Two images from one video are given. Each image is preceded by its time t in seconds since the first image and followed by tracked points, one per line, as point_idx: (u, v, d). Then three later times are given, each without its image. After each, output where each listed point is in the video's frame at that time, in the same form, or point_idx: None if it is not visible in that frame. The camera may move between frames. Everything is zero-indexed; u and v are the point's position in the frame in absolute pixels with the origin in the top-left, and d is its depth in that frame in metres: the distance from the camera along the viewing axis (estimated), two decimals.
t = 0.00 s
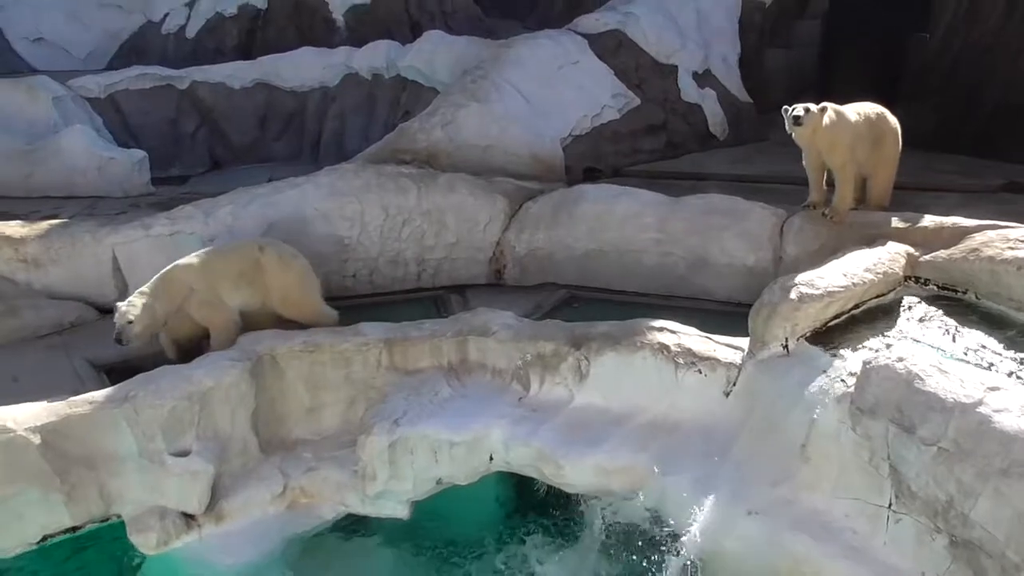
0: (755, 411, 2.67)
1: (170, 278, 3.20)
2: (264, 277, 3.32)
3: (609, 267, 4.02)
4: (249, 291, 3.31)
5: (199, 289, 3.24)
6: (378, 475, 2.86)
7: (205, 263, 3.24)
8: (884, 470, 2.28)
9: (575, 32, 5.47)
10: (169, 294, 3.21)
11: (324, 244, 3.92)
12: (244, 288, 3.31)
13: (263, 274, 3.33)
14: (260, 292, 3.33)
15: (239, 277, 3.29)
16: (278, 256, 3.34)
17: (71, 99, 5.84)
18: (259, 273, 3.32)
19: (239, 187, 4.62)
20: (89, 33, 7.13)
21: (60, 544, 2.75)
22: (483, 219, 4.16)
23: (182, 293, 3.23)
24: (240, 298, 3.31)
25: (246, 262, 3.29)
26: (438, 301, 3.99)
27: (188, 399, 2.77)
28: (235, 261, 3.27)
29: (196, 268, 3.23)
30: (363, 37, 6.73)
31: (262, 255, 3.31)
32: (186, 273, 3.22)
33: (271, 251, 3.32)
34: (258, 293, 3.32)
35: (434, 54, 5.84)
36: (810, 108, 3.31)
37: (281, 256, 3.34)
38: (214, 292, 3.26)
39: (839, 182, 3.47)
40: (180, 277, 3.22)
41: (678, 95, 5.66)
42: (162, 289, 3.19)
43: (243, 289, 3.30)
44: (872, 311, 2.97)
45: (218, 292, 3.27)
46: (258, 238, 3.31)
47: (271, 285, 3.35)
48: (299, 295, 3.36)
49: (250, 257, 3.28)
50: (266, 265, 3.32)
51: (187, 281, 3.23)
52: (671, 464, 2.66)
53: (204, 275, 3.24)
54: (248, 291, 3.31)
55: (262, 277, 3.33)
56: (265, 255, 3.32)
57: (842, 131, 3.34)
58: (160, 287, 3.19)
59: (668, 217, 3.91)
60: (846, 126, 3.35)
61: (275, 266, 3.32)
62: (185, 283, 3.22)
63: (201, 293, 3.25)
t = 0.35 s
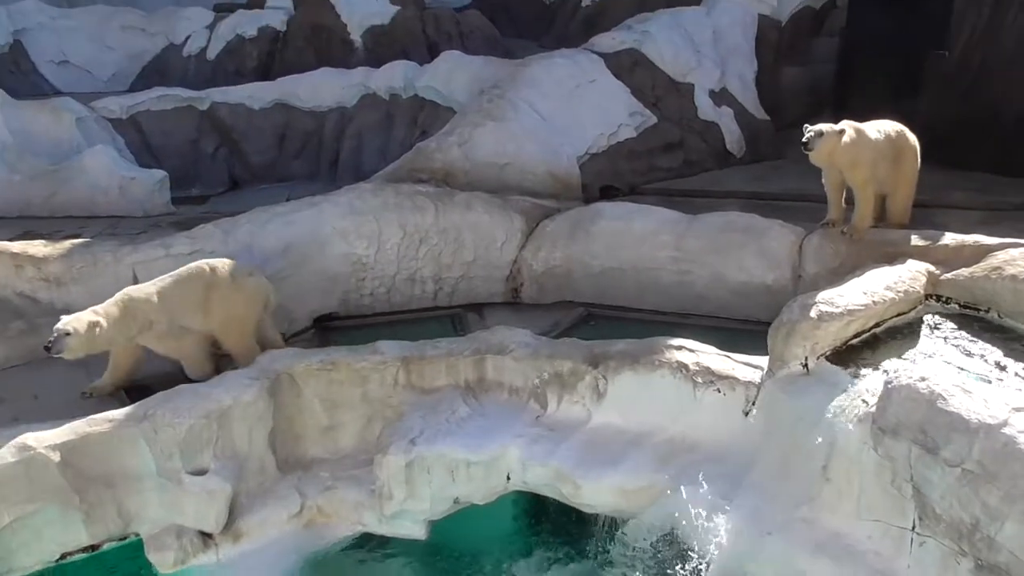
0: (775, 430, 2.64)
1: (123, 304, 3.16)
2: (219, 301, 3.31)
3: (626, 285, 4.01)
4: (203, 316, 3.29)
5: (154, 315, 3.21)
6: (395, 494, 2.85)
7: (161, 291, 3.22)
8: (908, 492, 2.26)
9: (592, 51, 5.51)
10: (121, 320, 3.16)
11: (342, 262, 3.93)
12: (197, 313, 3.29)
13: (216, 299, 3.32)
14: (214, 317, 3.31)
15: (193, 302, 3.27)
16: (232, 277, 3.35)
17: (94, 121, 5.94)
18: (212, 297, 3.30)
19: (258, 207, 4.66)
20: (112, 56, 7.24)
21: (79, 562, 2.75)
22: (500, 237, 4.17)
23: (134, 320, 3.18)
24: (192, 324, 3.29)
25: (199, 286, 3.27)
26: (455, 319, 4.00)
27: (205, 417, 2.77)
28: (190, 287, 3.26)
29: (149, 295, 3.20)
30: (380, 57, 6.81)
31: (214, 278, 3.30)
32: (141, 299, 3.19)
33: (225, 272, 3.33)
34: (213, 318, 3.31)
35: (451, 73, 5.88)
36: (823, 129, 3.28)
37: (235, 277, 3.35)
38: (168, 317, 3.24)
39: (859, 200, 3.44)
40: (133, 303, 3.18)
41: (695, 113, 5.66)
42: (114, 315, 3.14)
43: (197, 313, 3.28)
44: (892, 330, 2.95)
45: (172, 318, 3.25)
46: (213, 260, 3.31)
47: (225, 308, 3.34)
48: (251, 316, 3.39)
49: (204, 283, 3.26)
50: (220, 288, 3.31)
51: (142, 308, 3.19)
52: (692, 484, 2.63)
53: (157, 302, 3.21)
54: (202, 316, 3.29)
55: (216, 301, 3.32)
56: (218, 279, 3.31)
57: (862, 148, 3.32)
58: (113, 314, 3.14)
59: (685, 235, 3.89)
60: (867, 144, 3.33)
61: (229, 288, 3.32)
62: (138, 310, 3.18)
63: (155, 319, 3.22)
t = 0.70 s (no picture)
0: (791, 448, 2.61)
1: (90, 313, 3.07)
2: (194, 329, 3.18)
3: (641, 301, 4.00)
4: (176, 341, 3.17)
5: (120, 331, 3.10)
6: (409, 509, 2.84)
7: (132, 307, 3.11)
8: (927, 510, 2.23)
9: (606, 67, 5.54)
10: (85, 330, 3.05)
11: (357, 276, 3.94)
12: (169, 337, 3.16)
13: (192, 327, 3.18)
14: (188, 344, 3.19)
15: (167, 327, 3.14)
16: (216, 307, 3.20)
17: (114, 136, 6.04)
18: (188, 324, 3.17)
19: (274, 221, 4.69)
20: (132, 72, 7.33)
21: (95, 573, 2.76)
22: (514, 252, 4.17)
23: (98, 334, 3.07)
24: (160, 348, 3.16)
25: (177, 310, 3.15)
26: (469, 333, 4.00)
27: (221, 430, 2.78)
28: (165, 310, 3.14)
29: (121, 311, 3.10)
30: (395, 73, 6.89)
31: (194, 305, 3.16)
32: (109, 312, 3.09)
33: (208, 301, 3.18)
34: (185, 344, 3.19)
35: (467, 88, 5.96)
36: (825, 146, 3.25)
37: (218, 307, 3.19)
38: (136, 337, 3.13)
39: (876, 216, 3.42)
40: (101, 315, 3.07)
41: (709, 128, 5.66)
42: (79, 324, 3.04)
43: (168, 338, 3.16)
44: (909, 347, 2.93)
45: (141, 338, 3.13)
46: (196, 287, 3.18)
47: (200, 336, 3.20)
48: (231, 350, 3.22)
49: (182, 309, 3.15)
50: (200, 316, 3.17)
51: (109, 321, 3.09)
52: (706, 500, 2.61)
53: (127, 320, 3.10)
54: (174, 342, 3.17)
55: (192, 328, 3.18)
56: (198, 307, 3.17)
57: (879, 164, 3.30)
58: (78, 320, 3.04)
59: (700, 250, 3.89)
60: (883, 161, 3.30)
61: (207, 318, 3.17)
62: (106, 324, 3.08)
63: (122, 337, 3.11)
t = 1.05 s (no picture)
0: (808, 451, 2.59)
1: (63, 324, 2.86)
2: (167, 343, 2.96)
3: (655, 303, 3.99)
4: (148, 355, 2.94)
5: (89, 343, 2.88)
6: (423, 510, 2.85)
7: (106, 316, 2.91)
8: (945, 515, 2.21)
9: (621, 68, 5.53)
10: (55, 341, 2.84)
11: (371, 279, 3.95)
12: (140, 351, 2.93)
13: (166, 341, 2.96)
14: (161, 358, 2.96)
15: (139, 340, 2.92)
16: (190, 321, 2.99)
17: (132, 139, 6.08)
18: (160, 338, 2.95)
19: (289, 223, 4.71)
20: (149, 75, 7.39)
21: (113, 574, 2.78)
22: (529, 254, 4.18)
23: (70, 344, 2.86)
24: (136, 360, 2.93)
25: (149, 324, 2.94)
26: (483, 336, 4.01)
27: (237, 432, 2.79)
28: (139, 323, 2.93)
29: (90, 323, 2.88)
30: (410, 75, 6.93)
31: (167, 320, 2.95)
32: (81, 321, 2.88)
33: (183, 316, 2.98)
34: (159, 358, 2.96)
35: (480, 91, 5.94)
36: (834, 150, 3.24)
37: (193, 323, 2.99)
38: (106, 349, 2.90)
39: (893, 218, 3.40)
40: (70, 327, 2.86)
41: (725, 130, 5.64)
42: (47, 335, 2.84)
43: (140, 351, 2.93)
44: (928, 349, 2.91)
45: (111, 350, 2.91)
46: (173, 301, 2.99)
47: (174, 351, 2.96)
48: (213, 363, 3.00)
49: (154, 322, 2.93)
50: (175, 330, 2.95)
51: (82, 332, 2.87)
52: (722, 504, 2.59)
53: (96, 332, 2.88)
54: (146, 355, 2.94)
55: (165, 343, 2.95)
56: (172, 321, 2.95)
57: (894, 165, 3.27)
58: (46, 333, 2.84)
59: (715, 252, 3.87)
60: (898, 163, 3.28)
61: (181, 331, 2.95)
62: (75, 335, 2.86)
63: (92, 350, 2.89)
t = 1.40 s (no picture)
0: (833, 471, 2.57)
1: (40, 358, 2.74)
2: (144, 364, 2.96)
3: (678, 324, 3.98)
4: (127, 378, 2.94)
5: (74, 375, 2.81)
6: (446, 533, 2.85)
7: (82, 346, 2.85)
8: (973, 536, 2.18)
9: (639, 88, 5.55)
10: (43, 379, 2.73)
11: (394, 301, 3.97)
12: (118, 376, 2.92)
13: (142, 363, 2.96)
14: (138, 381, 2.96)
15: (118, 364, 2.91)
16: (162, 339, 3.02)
17: (158, 165, 6.18)
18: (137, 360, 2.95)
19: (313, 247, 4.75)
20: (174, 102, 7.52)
21: None
22: (551, 275, 4.18)
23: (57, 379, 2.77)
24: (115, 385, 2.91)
25: (123, 346, 2.92)
26: (506, 357, 4.02)
27: (262, 454, 2.81)
28: (114, 346, 2.91)
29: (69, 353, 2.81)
30: (430, 98, 7.01)
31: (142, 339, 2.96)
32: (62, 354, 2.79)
33: (153, 335, 2.99)
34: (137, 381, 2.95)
35: (500, 114, 5.98)
36: (856, 165, 3.21)
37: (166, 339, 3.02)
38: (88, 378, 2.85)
39: (915, 235, 3.37)
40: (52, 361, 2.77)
41: (745, 148, 5.63)
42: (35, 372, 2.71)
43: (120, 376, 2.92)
44: (955, 368, 2.88)
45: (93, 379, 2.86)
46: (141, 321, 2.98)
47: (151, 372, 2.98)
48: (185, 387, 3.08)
49: (129, 344, 2.93)
50: (152, 349, 2.97)
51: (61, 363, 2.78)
52: (747, 524, 2.57)
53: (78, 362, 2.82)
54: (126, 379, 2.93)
55: (141, 364, 2.96)
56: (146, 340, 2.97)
57: (915, 181, 3.25)
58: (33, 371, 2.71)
59: (738, 271, 3.86)
60: (918, 179, 3.26)
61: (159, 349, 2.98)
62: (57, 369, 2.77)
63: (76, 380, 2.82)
